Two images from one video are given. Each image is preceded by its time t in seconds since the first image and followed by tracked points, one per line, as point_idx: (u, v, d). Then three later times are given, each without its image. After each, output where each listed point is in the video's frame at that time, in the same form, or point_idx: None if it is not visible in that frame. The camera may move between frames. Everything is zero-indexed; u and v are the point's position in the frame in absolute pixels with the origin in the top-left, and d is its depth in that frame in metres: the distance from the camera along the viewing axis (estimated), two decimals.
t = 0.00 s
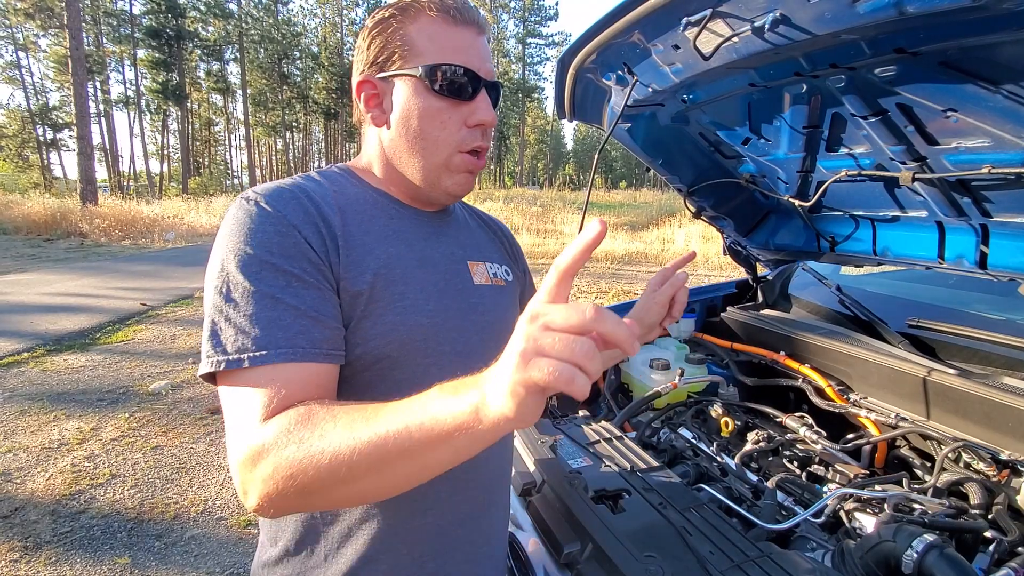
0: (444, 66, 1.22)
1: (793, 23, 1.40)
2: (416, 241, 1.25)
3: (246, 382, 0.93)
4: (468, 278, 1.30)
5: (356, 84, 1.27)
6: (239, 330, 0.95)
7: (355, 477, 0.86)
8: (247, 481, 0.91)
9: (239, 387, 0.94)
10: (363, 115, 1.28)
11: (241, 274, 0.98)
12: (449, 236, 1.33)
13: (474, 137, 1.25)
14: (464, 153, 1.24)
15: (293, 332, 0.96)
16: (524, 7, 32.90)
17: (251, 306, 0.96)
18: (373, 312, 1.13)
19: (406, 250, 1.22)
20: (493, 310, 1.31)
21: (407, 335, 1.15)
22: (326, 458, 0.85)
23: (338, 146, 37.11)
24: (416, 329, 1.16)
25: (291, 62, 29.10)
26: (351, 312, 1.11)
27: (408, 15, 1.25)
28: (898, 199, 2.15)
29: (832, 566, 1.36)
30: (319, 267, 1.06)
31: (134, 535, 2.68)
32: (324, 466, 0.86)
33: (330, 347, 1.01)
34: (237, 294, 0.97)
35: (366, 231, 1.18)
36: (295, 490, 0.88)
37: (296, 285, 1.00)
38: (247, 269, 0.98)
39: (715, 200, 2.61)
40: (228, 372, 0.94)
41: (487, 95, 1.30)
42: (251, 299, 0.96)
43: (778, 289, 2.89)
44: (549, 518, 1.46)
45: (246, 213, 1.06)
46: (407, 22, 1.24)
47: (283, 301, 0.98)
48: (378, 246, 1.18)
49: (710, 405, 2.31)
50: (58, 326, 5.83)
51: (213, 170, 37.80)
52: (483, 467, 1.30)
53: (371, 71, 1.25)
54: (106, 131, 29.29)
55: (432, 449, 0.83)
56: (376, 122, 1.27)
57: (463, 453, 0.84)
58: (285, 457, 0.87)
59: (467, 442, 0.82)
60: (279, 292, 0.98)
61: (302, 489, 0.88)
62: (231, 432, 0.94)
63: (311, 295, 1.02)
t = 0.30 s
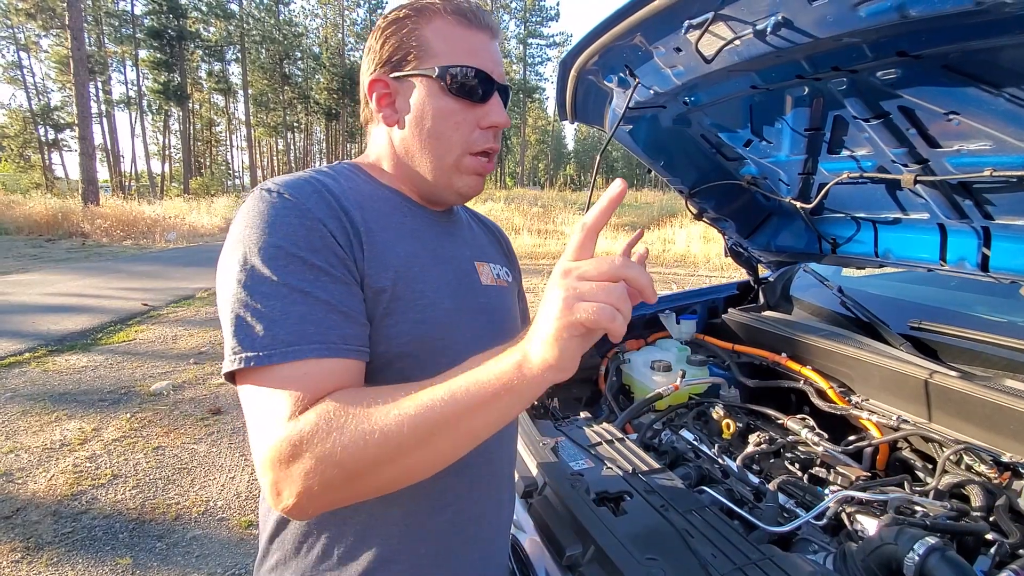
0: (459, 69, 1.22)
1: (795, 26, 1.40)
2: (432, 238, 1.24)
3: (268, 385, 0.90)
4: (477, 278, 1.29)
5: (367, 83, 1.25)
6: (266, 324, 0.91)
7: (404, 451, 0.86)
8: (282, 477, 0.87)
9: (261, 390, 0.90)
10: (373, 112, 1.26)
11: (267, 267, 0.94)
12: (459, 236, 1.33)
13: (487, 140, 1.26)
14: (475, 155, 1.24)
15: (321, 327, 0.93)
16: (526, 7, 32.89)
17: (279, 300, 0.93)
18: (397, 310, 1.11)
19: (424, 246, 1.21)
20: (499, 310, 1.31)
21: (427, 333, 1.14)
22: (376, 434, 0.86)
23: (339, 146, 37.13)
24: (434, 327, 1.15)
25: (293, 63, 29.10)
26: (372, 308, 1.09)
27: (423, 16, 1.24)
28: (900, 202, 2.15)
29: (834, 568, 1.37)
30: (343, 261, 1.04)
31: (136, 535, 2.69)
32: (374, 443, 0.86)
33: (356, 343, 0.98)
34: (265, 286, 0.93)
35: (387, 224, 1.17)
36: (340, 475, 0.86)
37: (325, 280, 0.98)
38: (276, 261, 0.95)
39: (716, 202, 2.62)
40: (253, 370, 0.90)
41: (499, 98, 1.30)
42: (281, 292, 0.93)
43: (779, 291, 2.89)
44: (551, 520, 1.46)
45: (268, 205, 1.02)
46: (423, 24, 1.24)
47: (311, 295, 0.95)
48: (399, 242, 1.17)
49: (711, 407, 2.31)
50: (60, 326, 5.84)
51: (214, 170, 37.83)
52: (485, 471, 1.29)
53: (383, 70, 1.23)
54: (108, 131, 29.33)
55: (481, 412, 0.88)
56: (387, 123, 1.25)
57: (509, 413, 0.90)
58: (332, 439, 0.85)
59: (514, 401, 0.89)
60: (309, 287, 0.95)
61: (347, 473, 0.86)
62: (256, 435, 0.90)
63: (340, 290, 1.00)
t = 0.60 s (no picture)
0: (468, 80, 1.21)
1: (797, 27, 1.40)
2: (442, 248, 1.23)
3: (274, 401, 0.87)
4: (482, 289, 1.28)
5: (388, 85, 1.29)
6: (276, 337, 0.88)
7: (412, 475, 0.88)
8: (282, 490, 0.86)
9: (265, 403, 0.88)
10: (390, 114, 1.29)
11: (279, 274, 0.92)
12: (465, 247, 1.32)
13: (486, 153, 1.23)
14: (469, 166, 1.22)
15: (334, 340, 0.91)
16: (527, 8, 32.89)
17: (293, 311, 0.90)
18: (404, 321, 1.10)
19: (435, 257, 1.20)
20: (502, 324, 1.31)
21: (432, 344, 1.14)
22: (389, 462, 0.86)
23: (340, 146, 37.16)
24: (438, 340, 1.15)
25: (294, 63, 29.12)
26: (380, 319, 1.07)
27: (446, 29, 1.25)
28: (902, 202, 2.15)
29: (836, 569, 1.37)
30: (358, 270, 1.02)
31: (138, 535, 2.69)
32: (386, 469, 0.86)
33: (362, 358, 0.95)
34: (278, 296, 0.91)
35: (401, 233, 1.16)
36: (347, 496, 0.86)
37: (341, 291, 0.96)
38: (292, 270, 0.93)
39: (717, 203, 2.64)
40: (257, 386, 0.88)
41: (507, 115, 1.27)
42: (296, 303, 0.91)
43: (781, 292, 2.89)
44: (552, 521, 1.46)
45: (288, 210, 1.00)
46: (444, 35, 1.24)
47: (325, 306, 0.93)
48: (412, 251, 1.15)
49: (712, 408, 2.30)
50: (62, 326, 5.85)
51: (215, 171, 37.88)
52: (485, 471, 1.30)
53: (402, 75, 1.26)
54: (109, 132, 29.38)
55: (489, 444, 0.91)
56: (398, 125, 1.28)
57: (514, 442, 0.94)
58: (344, 460, 0.84)
59: (516, 437, 0.93)
60: (325, 298, 0.93)
61: (354, 495, 0.87)
62: (253, 441, 0.89)
63: (355, 302, 0.98)
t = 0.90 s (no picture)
0: (453, 107, 1.17)
1: (797, 28, 1.41)
2: (433, 258, 1.21)
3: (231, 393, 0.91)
4: (483, 297, 1.26)
5: (398, 97, 1.31)
6: (226, 336, 0.92)
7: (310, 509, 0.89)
8: (204, 487, 0.91)
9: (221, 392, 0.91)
10: (398, 130, 1.32)
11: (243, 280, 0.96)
12: (467, 255, 1.29)
13: (463, 186, 1.19)
14: (445, 196, 1.18)
15: (278, 347, 0.93)
16: (527, 8, 32.89)
17: (241, 315, 0.93)
18: (373, 328, 1.09)
19: (423, 265, 1.18)
20: (505, 332, 1.28)
21: (417, 351, 1.12)
22: (288, 492, 0.88)
23: (341, 147, 37.17)
24: (416, 347, 1.13)
25: (295, 64, 29.13)
26: (351, 327, 1.08)
27: (450, 48, 1.19)
28: (903, 203, 2.15)
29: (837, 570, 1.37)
30: (321, 279, 1.03)
31: (139, 536, 2.69)
32: (283, 499, 0.88)
33: (313, 365, 0.98)
34: (231, 299, 0.95)
35: (384, 243, 1.15)
36: (249, 506, 0.90)
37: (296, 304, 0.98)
38: (249, 276, 0.96)
39: (717, 204, 2.64)
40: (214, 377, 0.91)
41: (496, 147, 1.21)
42: (246, 307, 0.94)
43: (781, 293, 2.89)
44: (553, 522, 1.46)
45: (261, 220, 1.04)
46: (446, 58, 1.20)
47: (274, 314, 0.95)
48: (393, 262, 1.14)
49: (713, 409, 2.30)
50: (63, 327, 5.86)
51: (216, 171, 37.93)
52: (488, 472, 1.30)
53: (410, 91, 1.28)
54: (110, 132, 29.41)
55: (401, 508, 0.90)
56: (402, 138, 1.30)
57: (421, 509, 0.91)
58: (260, 484, 0.88)
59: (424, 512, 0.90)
60: (274, 308, 0.95)
61: (255, 508, 0.90)
62: (202, 430, 0.94)
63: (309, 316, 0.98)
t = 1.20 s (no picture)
0: (414, 96, 1.15)
1: (798, 27, 1.40)
2: (420, 256, 1.20)
3: (214, 397, 0.99)
4: (476, 293, 1.24)
5: (367, 90, 1.30)
6: (205, 347, 1.00)
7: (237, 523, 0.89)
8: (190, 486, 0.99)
9: (207, 396, 1.00)
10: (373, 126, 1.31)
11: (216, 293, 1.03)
12: (459, 249, 1.26)
13: (436, 177, 1.16)
14: (420, 190, 1.17)
15: (246, 356, 0.98)
16: (528, 9, 32.91)
17: (216, 327, 1.00)
18: (344, 331, 1.11)
19: (401, 265, 1.17)
20: (502, 329, 1.25)
21: (390, 353, 1.12)
22: (217, 494, 0.91)
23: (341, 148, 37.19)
24: (395, 350, 1.12)
25: (295, 65, 29.15)
26: (326, 331, 1.10)
27: (400, 36, 1.16)
28: (904, 202, 2.15)
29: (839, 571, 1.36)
30: (289, 287, 1.05)
31: (139, 536, 2.69)
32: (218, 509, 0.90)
33: (284, 372, 1.02)
34: (210, 313, 1.03)
35: (359, 244, 1.15)
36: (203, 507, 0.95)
37: (263, 312, 1.02)
38: (223, 290, 1.02)
39: (718, 204, 2.63)
40: (198, 383, 1.00)
41: (464, 131, 1.18)
42: (221, 320, 1.01)
43: (782, 292, 2.88)
44: (553, 522, 1.46)
45: (237, 234, 1.09)
46: (397, 47, 1.17)
47: (242, 325, 1.00)
48: (369, 264, 1.14)
49: (714, 409, 2.30)
50: (64, 327, 5.87)
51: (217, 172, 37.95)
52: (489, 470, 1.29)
53: (376, 82, 1.26)
54: (111, 133, 29.43)
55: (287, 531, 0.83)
56: (377, 132, 1.29)
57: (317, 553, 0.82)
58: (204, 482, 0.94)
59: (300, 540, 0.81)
60: (242, 317, 1.00)
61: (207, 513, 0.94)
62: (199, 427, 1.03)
63: (276, 324, 1.02)
